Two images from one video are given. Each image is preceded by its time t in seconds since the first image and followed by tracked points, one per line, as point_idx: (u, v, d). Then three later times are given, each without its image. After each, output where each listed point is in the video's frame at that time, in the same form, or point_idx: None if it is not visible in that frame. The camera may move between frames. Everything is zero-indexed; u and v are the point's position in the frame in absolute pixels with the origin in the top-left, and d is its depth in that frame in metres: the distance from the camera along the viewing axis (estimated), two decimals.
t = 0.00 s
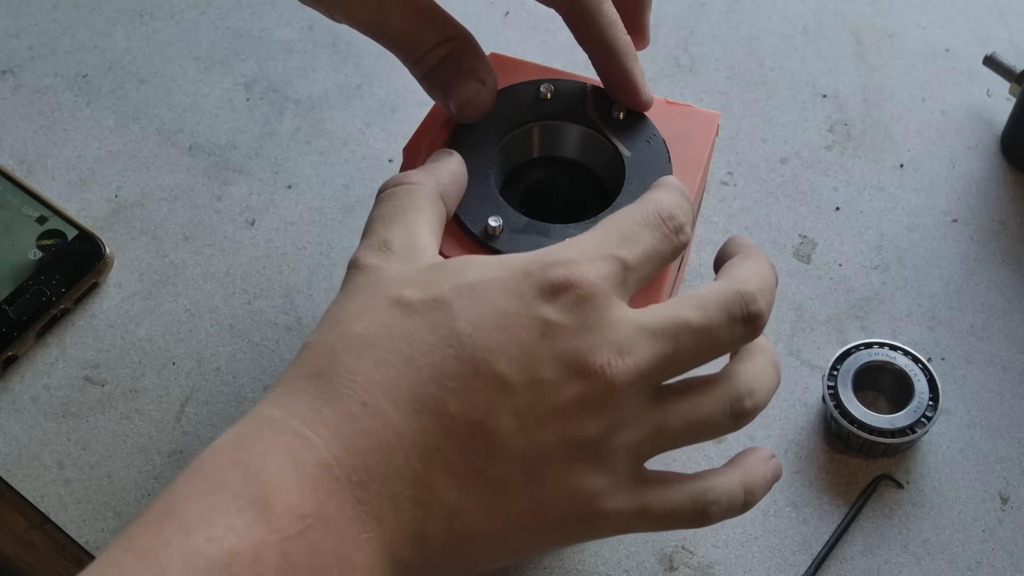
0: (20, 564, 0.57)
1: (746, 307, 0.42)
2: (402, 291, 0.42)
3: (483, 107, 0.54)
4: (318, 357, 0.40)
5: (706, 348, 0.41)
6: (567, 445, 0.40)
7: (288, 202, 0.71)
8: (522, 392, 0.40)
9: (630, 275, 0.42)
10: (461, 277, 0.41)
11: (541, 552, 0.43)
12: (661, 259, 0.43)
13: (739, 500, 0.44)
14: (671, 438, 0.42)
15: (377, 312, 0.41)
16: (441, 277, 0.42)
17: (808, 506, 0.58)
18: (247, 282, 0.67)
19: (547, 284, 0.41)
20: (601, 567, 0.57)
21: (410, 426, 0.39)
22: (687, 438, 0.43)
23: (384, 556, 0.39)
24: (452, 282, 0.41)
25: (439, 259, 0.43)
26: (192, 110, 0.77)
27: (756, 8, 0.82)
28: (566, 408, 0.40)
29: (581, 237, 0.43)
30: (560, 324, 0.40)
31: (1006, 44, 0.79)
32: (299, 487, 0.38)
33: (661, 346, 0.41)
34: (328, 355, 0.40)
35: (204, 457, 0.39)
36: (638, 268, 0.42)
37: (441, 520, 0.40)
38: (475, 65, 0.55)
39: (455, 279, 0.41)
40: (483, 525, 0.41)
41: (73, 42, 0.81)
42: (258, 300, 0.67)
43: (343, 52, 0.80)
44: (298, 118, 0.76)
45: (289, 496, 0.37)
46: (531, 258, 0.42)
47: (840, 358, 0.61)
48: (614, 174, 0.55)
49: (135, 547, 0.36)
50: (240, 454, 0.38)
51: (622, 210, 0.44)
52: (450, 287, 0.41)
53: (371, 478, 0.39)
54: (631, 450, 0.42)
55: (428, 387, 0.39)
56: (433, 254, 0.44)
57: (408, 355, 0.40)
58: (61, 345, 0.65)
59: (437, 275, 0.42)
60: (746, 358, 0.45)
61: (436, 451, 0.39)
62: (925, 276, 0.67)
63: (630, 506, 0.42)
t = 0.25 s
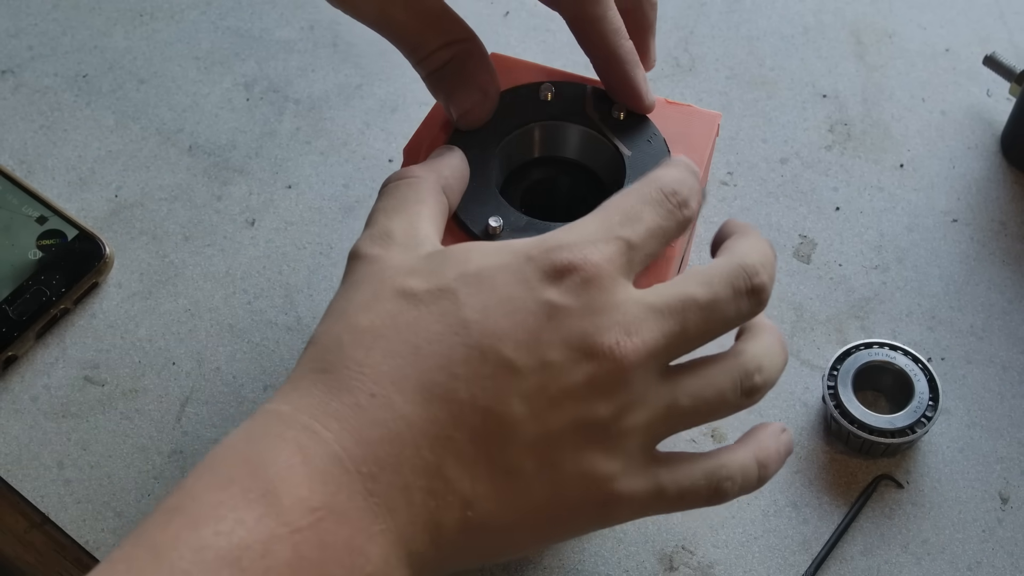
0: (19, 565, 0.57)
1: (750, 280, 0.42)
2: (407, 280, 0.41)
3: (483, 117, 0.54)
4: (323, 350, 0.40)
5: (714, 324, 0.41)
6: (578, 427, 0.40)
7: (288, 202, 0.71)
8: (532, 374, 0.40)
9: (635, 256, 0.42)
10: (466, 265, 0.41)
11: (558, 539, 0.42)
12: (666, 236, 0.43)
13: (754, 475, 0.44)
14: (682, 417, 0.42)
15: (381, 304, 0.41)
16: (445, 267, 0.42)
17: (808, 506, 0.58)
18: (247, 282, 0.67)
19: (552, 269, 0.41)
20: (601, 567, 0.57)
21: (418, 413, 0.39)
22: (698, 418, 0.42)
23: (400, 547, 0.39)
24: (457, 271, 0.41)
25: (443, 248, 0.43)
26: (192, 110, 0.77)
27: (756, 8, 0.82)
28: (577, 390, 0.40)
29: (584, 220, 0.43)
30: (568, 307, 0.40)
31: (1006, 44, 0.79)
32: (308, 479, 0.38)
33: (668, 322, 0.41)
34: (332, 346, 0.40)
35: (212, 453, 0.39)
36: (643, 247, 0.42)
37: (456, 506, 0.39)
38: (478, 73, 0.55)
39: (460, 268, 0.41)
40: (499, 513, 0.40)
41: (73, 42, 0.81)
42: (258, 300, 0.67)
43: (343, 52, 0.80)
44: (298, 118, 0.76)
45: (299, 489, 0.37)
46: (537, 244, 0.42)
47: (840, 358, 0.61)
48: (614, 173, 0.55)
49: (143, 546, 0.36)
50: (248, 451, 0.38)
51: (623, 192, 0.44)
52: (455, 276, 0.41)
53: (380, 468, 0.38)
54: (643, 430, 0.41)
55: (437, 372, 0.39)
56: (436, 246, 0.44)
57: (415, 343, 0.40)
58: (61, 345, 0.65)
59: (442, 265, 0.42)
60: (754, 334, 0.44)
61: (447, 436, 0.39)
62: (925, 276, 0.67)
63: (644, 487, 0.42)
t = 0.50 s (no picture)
0: (19, 565, 0.57)
1: (751, 292, 0.42)
2: (417, 284, 0.41)
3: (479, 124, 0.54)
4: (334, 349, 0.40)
5: (715, 337, 0.42)
6: (586, 435, 0.40)
7: (288, 202, 0.71)
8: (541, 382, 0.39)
9: (641, 267, 0.42)
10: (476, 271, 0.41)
11: (557, 546, 0.42)
12: (669, 249, 0.43)
13: (750, 489, 0.44)
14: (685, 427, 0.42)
15: (392, 306, 0.41)
16: (455, 271, 0.41)
17: (808, 506, 0.58)
18: (247, 282, 0.67)
19: (562, 277, 0.40)
20: (601, 567, 0.57)
21: (428, 418, 0.39)
22: (700, 429, 0.42)
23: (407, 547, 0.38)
24: (467, 275, 0.41)
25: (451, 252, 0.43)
26: (192, 110, 0.77)
27: (756, 8, 0.82)
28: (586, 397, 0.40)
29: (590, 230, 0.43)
30: (578, 317, 0.40)
31: (1006, 44, 0.79)
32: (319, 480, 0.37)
33: (673, 334, 0.41)
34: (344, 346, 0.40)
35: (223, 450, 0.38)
36: (648, 259, 0.42)
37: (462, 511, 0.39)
38: (480, 78, 0.54)
39: (470, 272, 0.41)
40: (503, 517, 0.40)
41: (73, 42, 0.81)
42: (258, 300, 0.67)
43: (343, 52, 0.80)
44: (298, 118, 0.76)
45: (310, 490, 0.37)
46: (547, 252, 0.42)
47: (840, 358, 0.61)
48: (614, 174, 0.55)
49: (156, 540, 0.35)
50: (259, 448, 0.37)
51: (627, 202, 0.44)
52: (466, 280, 0.41)
53: (389, 471, 0.38)
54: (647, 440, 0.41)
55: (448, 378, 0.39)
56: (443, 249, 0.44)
57: (425, 347, 0.39)
58: (61, 345, 0.65)
59: (452, 270, 0.41)
60: (752, 349, 0.45)
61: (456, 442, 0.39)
62: (925, 276, 0.67)
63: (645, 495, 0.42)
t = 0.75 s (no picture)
0: (20, 564, 0.57)
1: (778, 305, 0.42)
2: (461, 263, 0.42)
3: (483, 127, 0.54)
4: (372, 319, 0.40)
5: (740, 343, 0.42)
6: (612, 427, 0.40)
7: (288, 202, 0.71)
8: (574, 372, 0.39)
9: (673, 265, 0.43)
10: (516, 257, 0.42)
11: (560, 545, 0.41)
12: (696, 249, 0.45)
13: (756, 519, 0.42)
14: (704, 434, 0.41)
15: (433, 283, 0.41)
16: (495, 255, 0.42)
17: (808, 506, 0.58)
18: (247, 282, 0.67)
19: (606, 268, 0.41)
20: (601, 567, 0.57)
21: (463, 392, 0.38)
22: (719, 444, 0.41)
23: (428, 523, 0.38)
24: (507, 258, 0.42)
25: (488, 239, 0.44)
26: (192, 110, 0.77)
27: (756, 8, 0.82)
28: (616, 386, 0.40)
29: (625, 226, 0.44)
30: (614, 308, 0.40)
31: (1006, 44, 0.79)
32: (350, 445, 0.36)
33: (701, 332, 0.41)
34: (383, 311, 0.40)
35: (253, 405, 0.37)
36: (679, 258, 0.43)
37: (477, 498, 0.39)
38: (482, 86, 0.52)
39: (511, 258, 0.42)
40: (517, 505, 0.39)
41: (73, 42, 0.81)
42: (258, 300, 0.67)
43: (343, 52, 0.80)
44: (298, 118, 0.76)
45: (339, 456, 0.35)
46: (588, 244, 0.42)
47: (840, 358, 0.61)
48: (614, 175, 0.55)
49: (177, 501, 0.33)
50: (293, 406, 0.36)
51: (656, 203, 0.45)
52: (508, 266, 0.41)
53: (417, 445, 0.37)
54: (668, 441, 0.41)
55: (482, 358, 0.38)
56: (479, 236, 0.45)
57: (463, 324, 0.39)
58: (61, 345, 0.65)
59: (493, 255, 0.42)
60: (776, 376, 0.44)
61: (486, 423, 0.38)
62: (925, 276, 0.67)
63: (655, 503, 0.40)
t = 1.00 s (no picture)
0: (18, 566, 0.54)
1: (788, 352, 0.38)
2: (440, 314, 0.37)
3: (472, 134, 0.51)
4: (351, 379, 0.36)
5: (746, 394, 0.38)
6: (614, 483, 0.36)
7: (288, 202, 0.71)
8: (565, 425, 0.35)
9: (671, 307, 0.38)
10: (503, 301, 0.37)
11: None
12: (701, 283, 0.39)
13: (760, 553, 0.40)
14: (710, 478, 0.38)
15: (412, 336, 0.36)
16: (481, 301, 0.37)
17: (807, 506, 0.58)
18: (247, 282, 0.67)
19: (596, 311, 0.36)
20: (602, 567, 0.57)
21: (448, 457, 0.34)
22: (726, 483, 0.38)
23: None
24: (495, 304, 0.37)
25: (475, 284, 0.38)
26: (192, 110, 0.77)
27: (756, 8, 0.82)
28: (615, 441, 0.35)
29: (625, 262, 0.38)
30: (607, 354, 0.36)
31: (1006, 44, 0.79)
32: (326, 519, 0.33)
33: (707, 377, 0.36)
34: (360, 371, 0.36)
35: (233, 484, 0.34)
36: (679, 296, 0.38)
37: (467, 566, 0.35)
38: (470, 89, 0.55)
39: (497, 306, 0.37)
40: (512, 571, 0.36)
41: (73, 42, 0.81)
42: (258, 300, 0.67)
43: (343, 52, 0.80)
44: (298, 118, 0.76)
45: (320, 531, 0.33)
46: (580, 286, 0.38)
47: (840, 358, 0.61)
48: (614, 175, 0.55)
49: None
50: (272, 482, 0.34)
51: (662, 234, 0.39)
52: (493, 314, 0.37)
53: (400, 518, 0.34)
54: (671, 493, 0.37)
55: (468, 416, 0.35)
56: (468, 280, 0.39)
57: (445, 378, 0.35)
58: (61, 345, 0.65)
59: (478, 301, 0.37)
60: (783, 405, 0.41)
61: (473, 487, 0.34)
62: (925, 276, 0.67)
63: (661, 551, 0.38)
